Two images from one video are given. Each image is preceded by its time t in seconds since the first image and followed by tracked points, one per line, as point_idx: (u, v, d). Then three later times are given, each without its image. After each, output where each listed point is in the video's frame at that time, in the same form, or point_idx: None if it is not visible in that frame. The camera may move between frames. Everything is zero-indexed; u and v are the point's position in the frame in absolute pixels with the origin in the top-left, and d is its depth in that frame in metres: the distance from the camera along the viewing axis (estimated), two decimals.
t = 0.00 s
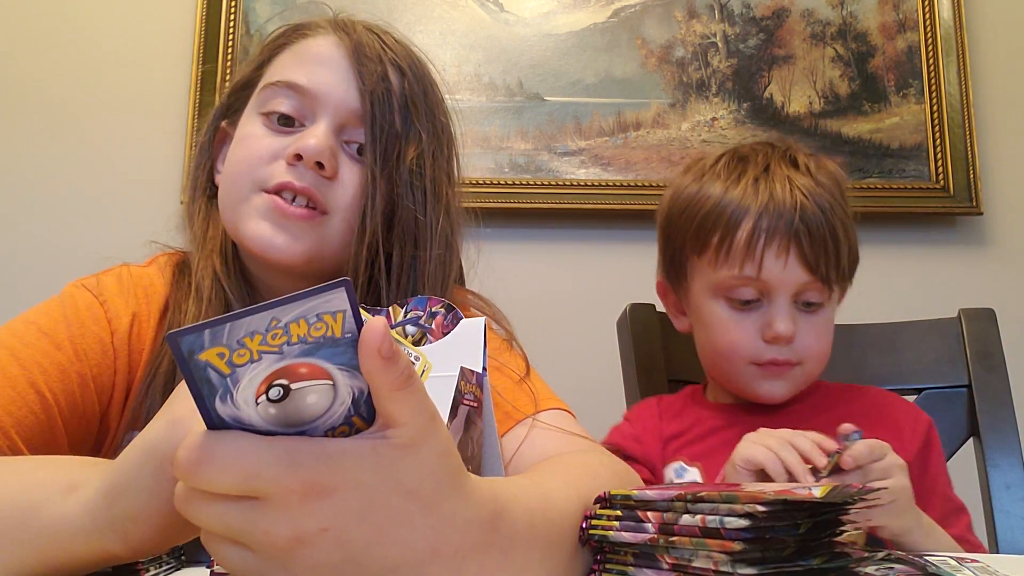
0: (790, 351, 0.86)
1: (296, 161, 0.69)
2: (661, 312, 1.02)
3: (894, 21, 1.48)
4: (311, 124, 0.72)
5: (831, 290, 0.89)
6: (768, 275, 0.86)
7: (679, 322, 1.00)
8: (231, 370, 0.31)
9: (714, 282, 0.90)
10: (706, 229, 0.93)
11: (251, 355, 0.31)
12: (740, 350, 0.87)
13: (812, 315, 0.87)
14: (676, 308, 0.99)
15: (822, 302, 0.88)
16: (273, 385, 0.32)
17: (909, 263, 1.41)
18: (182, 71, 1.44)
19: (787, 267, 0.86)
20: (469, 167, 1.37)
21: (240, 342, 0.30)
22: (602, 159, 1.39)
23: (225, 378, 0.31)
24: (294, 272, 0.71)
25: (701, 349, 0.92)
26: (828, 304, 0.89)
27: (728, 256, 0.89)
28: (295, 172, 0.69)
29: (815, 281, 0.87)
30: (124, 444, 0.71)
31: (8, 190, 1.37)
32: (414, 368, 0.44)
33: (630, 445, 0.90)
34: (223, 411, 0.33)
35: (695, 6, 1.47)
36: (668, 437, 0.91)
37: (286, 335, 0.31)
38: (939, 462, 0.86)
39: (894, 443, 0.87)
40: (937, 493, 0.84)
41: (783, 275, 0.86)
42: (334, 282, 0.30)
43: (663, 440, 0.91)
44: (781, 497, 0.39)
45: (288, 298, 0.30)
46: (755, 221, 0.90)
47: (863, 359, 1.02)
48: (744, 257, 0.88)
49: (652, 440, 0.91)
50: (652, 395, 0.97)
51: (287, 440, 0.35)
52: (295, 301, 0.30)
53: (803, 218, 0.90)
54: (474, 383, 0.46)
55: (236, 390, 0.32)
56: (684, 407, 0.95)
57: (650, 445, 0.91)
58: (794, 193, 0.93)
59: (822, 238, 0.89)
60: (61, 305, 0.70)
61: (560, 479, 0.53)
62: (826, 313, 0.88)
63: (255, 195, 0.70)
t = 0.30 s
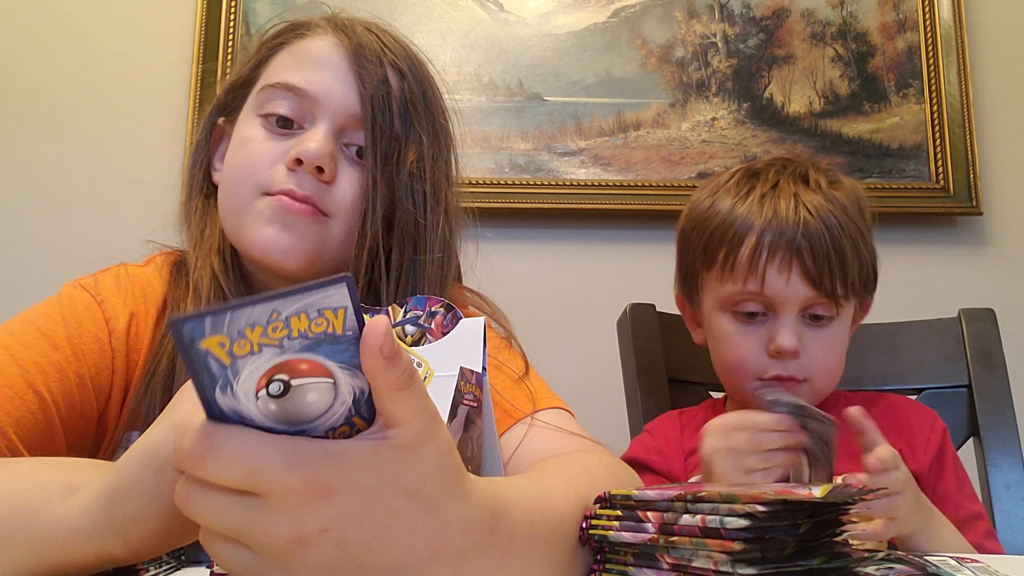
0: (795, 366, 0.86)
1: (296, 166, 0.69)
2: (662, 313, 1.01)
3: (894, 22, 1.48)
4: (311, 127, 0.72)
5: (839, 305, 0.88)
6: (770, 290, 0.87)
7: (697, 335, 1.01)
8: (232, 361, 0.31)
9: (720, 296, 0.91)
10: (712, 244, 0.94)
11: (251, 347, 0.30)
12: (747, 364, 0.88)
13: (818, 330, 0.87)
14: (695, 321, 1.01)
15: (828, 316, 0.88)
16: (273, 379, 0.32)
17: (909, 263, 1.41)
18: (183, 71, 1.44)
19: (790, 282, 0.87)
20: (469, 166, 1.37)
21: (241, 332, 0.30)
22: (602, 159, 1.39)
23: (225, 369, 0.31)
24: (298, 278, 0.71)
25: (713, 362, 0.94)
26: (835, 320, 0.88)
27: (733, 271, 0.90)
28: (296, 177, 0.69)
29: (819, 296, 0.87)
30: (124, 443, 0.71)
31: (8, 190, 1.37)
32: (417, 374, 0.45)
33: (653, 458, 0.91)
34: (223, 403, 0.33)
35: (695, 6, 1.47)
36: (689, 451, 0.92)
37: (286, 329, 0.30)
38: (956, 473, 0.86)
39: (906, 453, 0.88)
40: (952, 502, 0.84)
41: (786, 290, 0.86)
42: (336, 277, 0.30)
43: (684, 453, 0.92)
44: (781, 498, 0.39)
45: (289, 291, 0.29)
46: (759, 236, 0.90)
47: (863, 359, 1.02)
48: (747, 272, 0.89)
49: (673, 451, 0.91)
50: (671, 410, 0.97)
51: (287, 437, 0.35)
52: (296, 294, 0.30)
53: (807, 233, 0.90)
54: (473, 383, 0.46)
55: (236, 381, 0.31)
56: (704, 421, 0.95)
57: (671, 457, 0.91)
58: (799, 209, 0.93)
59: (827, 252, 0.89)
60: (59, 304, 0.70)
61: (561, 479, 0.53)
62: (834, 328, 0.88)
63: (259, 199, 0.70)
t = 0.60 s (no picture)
0: (790, 363, 0.86)
1: (294, 172, 0.69)
2: (661, 314, 1.01)
3: (894, 21, 1.48)
4: (308, 132, 0.72)
5: (842, 309, 0.88)
6: (775, 284, 0.87)
7: (701, 327, 1.01)
8: (232, 356, 0.31)
9: (725, 285, 0.91)
10: (725, 235, 0.95)
11: (251, 342, 0.31)
12: (744, 356, 0.87)
13: (818, 331, 0.87)
14: (700, 312, 1.01)
15: (831, 320, 0.87)
16: (272, 376, 0.32)
17: (909, 263, 1.41)
18: (183, 72, 1.44)
19: (794, 279, 0.87)
20: (469, 166, 1.37)
21: (240, 327, 0.31)
22: (602, 159, 1.39)
23: (225, 364, 0.31)
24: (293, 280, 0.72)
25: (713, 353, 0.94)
26: (838, 324, 0.88)
27: (740, 261, 0.91)
28: (295, 183, 0.69)
29: (823, 296, 0.86)
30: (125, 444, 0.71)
31: (8, 191, 1.37)
32: (418, 377, 0.45)
33: (648, 465, 0.91)
34: (223, 400, 0.33)
35: (695, 6, 1.47)
36: (684, 456, 0.91)
37: (285, 325, 0.31)
38: (942, 466, 0.85)
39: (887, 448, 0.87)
40: (932, 494, 0.83)
41: (790, 286, 0.87)
42: (332, 273, 0.31)
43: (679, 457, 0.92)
44: (781, 498, 0.39)
45: (286, 285, 0.30)
46: (769, 230, 0.91)
47: (864, 359, 1.02)
48: (754, 264, 0.89)
49: (668, 456, 0.91)
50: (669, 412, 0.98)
51: (288, 436, 0.35)
52: (293, 288, 0.30)
53: (818, 233, 0.90)
54: (473, 383, 0.46)
55: (236, 377, 0.32)
56: (699, 424, 0.95)
57: (666, 463, 0.91)
58: (814, 210, 0.93)
59: (835, 254, 0.89)
60: (59, 305, 0.70)
61: (560, 480, 0.53)
62: (835, 333, 0.88)
63: (258, 208, 0.70)
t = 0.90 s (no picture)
0: (799, 356, 0.86)
1: (292, 177, 0.69)
2: (661, 314, 1.01)
3: (894, 21, 1.48)
4: (305, 136, 0.72)
5: (848, 301, 0.88)
6: (781, 277, 0.87)
7: (703, 325, 1.00)
8: (228, 358, 0.31)
9: (730, 281, 0.91)
10: (728, 230, 0.95)
11: (247, 343, 0.31)
12: (751, 352, 0.87)
13: (825, 323, 0.87)
14: (701, 311, 1.00)
15: (837, 311, 0.87)
16: (269, 378, 0.32)
17: (909, 263, 1.41)
18: (183, 72, 1.44)
19: (800, 271, 0.87)
20: (469, 167, 1.37)
21: (237, 329, 0.31)
22: (602, 159, 1.39)
23: (222, 367, 0.31)
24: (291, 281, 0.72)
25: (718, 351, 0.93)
26: (844, 315, 0.88)
27: (745, 255, 0.91)
28: (293, 188, 0.70)
29: (830, 287, 0.87)
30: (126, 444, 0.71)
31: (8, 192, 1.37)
32: (418, 385, 0.44)
33: (649, 462, 0.90)
34: (220, 403, 0.33)
35: (696, 6, 1.47)
36: (687, 452, 0.91)
37: (281, 326, 0.31)
38: (942, 464, 0.85)
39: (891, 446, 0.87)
40: (933, 490, 0.83)
41: (797, 279, 0.87)
42: (327, 273, 0.31)
43: (680, 454, 0.92)
44: (781, 497, 0.39)
45: (281, 287, 0.30)
46: (774, 224, 0.91)
47: (863, 358, 1.02)
48: (759, 258, 0.89)
49: (669, 453, 0.91)
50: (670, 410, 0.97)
51: (285, 437, 0.35)
52: (288, 289, 0.30)
53: (823, 225, 0.90)
54: (472, 383, 0.46)
55: (233, 379, 0.32)
56: (700, 422, 0.95)
57: (668, 460, 0.91)
58: (817, 202, 0.93)
59: (841, 247, 0.89)
60: (59, 306, 0.70)
61: (560, 480, 0.53)
62: (841, 325, 0.88)
63: (256, 213, 0.71)
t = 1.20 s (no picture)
0: (794, 344, 0.85)
1: (294, 176, 0.69)
2: (662, 314, 1.01)
3: (894, 21, 1.48)
4: (306, 135, 0.72)
5: (840, 285, 0.88)
6: (768, 266, 0.87)
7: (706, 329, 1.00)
8: (227, 358, 0.31)
9: (721, 277, 0.91)
10: (715, 227, 0.96)
11: (246, 344, 0.31)
12: (748, 345, 0.87)
13: (819, 309, 0.87)
14: (703, 315, 1.00)
15: (830, 296, 0.87)
16: (268, 378, 0.32)
17: (909, 262, 1.41)
18: (183, 72, 1.44)
19: (787, 257, 0.87)
20: (469, 167, 1.37)
21: (235, 329, 0.31)
22: (602, 159, 1.39)
23: (220, 367, 0.31)
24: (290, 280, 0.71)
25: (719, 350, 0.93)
26: (838, 299, 0.88)
27: (731, 248, 0.92)
28: (295, 187, 0.70)
29: (819, 272, 0.87)
30: (126, 445, 0.71)
31: (8, 192, 1.37)
32: (418, 388, 0.44)
33: (656, 459, 0.91)
34: (219, 404, 0.33)
35: (696, 6, 1.47)
36: (693, 450, 0.91)
37: (280, 325, 0.31)
38: (953, 460, 0.85)
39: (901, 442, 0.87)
40: (943, 487, 0.83)
41: (784, 266, 0.87)
42: (327, 274, 0.31)
43: (687, 452, 0.92)
44: (781, 497, 0.39)
45: (280, 286, 0.30)
46: (754, 215, 0.92)
47: (863, 358, 1.02)
48: (744, 248, 0.90)
49: (677, 451, 0.91)
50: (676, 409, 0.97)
51: (285, 438, 0.35)
52: (289, 288, 0.30)
53: (805, 211, 0.91)
54: (472, 383, 0.46)
55: (231, 380, 0.32)
56: (709, 420, 0.95)
57: (675, 458, 0.91)
58: (799, 191, 0.94)
59: (826, 232, 0.89)
60: (59, 307, 0.70)
61: (560, 479, 0.53)
62: (837, 311, 0.87)
63: (258, 211, 0.71)
